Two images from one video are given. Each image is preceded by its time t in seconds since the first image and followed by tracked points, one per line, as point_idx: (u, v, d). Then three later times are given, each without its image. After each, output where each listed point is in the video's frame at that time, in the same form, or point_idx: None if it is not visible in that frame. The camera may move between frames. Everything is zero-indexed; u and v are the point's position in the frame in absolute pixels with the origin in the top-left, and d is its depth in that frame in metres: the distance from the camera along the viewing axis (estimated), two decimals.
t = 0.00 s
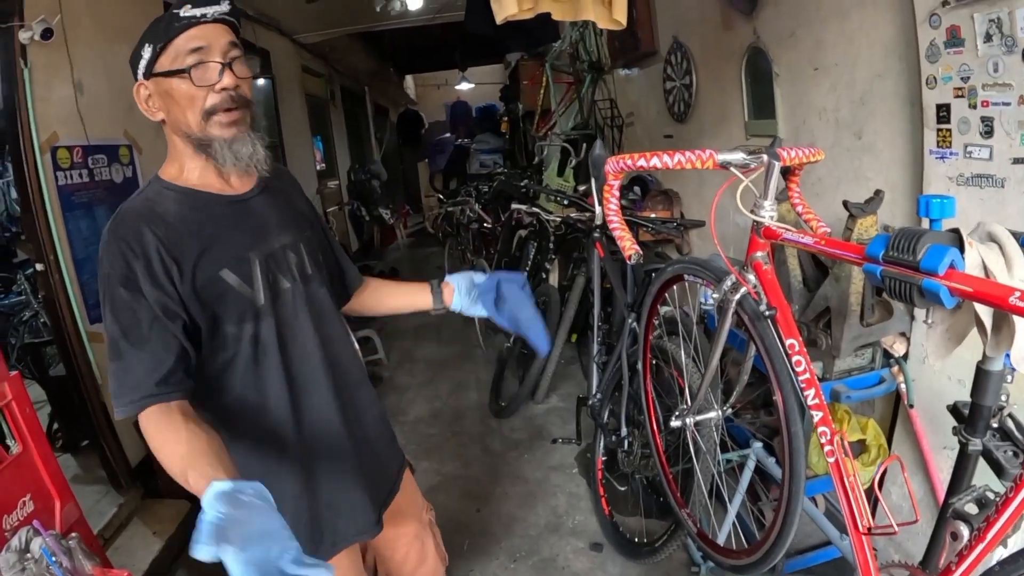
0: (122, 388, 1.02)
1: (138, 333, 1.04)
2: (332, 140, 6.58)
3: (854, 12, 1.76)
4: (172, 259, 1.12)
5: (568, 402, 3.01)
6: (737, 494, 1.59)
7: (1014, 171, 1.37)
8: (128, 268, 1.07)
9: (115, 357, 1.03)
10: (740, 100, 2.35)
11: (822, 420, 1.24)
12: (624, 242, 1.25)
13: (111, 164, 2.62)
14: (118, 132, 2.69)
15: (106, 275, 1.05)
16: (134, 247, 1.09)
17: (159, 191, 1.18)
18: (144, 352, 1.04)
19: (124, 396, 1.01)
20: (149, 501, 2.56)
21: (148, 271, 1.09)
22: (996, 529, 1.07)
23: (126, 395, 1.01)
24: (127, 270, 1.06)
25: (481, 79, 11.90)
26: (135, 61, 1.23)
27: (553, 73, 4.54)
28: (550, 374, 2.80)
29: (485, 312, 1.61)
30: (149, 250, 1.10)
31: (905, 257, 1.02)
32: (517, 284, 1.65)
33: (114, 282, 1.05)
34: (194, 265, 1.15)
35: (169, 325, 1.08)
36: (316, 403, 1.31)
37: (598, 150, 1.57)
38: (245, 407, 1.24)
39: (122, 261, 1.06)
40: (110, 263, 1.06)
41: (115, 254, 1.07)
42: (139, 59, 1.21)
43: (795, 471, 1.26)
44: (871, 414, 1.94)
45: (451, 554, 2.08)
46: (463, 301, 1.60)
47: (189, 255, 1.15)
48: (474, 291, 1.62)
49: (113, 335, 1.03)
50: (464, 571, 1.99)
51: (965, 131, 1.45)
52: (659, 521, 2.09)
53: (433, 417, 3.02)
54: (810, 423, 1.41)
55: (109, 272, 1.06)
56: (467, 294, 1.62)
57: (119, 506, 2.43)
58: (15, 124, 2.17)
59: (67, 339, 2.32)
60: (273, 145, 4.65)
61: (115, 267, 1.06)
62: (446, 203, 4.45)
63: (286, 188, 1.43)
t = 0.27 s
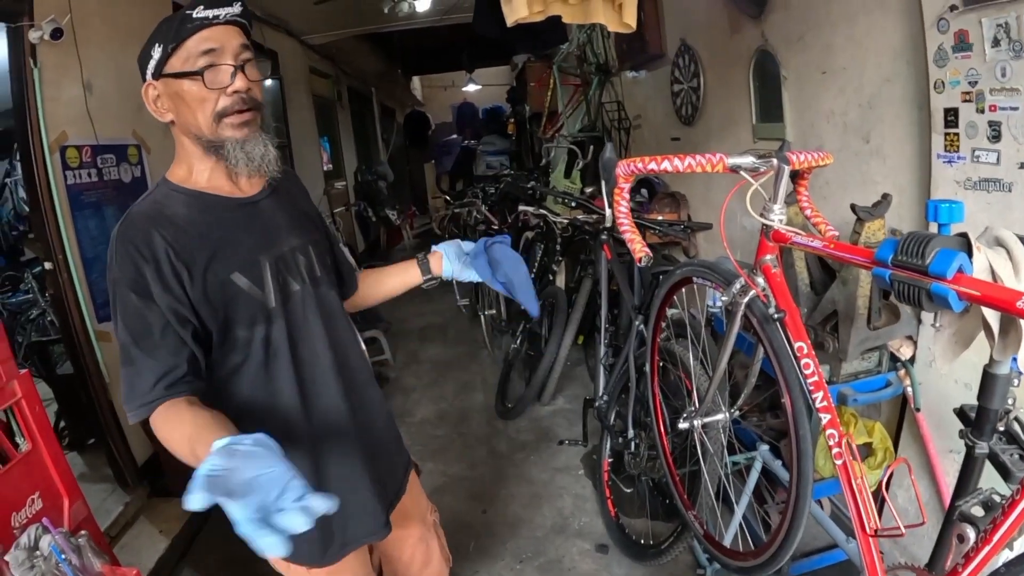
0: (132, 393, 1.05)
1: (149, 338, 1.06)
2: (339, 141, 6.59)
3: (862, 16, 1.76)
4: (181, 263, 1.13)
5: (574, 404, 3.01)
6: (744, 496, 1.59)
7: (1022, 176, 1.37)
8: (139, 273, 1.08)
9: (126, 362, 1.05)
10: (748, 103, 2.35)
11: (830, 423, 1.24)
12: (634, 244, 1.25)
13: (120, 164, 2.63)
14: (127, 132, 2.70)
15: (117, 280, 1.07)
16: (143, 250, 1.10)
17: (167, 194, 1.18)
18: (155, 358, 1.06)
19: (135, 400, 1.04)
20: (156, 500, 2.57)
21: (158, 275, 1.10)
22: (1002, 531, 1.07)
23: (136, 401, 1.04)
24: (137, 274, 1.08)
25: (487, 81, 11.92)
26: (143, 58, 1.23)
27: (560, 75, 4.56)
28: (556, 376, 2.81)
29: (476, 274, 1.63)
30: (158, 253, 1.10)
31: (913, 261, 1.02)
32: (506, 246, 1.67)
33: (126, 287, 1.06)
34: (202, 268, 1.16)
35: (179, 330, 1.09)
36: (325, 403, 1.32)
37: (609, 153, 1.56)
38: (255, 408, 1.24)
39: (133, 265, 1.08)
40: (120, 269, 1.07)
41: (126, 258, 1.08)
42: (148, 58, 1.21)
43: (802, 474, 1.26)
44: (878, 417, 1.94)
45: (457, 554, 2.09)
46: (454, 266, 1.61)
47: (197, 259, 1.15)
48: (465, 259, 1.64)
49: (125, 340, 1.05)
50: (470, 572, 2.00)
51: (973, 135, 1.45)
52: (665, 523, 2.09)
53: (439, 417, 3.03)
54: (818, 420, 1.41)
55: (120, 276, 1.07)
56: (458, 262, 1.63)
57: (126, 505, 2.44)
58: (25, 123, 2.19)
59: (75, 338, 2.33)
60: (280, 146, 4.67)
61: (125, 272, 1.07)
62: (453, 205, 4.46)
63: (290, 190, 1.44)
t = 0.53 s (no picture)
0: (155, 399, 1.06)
1: (166, 343, 1.07)
2: (343, 140, 6.59)
3: (866, 16, 1.76)
4: (187, 267, 1.12)
5: (577, 404, 3.01)
6: (747, 496, 1.59)
7: None
8: (149, 278, 1.08)
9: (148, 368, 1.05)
10: (752, 103, 2.35)
11: (833, 423, 1.24)
12: (639, 244, 1.25)
13: (124, 163, 2.64)
14: (131, 131, 2.70)
15: (128, 286, 1.07)
16: (148, 255, 1.09)
17: (168, 196, 1.17)
18: (173, 364, 1.07)
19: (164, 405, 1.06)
20: (158, 499, 2.57)
21: (168, 280, 1.10)
22: (1006, 532, 1.07)
23: (166, 405, 1.06)
24: (148, 278, 1.08)
25: (491, 81, 11.91)
26: (142, 54, 1.21)
27: (565, 76, 4.58)
28: (559, 375, 2.81)
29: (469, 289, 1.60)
30: (165, 258, 1.10)
31: (918, 261, 1.02)
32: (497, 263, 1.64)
33: (139, 293, 1.07)
34: (210, 271, 1.16)
35: (191, 333, 1.10)
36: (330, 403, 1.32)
37: (614, 152, 1.56)
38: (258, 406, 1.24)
39: (142, 270, 1.08)
40: (128, 275, 1.07)
41: (134, 263, 1.08)
42: (148, 55, 1.20)
43: (806, 475, 1.26)
44: (881, 418, 1.94)
45: (459, 554, 2.09)
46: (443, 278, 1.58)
47: (203, 262, 1.15)
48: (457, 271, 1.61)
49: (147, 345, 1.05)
50: (472, 572, 2.00)
51: (977, 136, 1.45)
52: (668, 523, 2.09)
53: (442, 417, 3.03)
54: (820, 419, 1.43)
55: (129, 283, 1.07)
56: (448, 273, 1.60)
57: (128, 503, 2.44)
58: (29, 122, 2.19)
59: (78, 337, 2.33)
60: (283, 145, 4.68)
61: (135, 276, 1.07)
62: (456, 205, 4.47)
63: (293, 191, 1.44)
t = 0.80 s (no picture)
0: (170, 392, 1.04)
1: (183, 336, 1.06)
2: (348, 140, 6.60)
3: (872, 18, 1.76)
4: (202, 261, 1.12)
5: (581, 405, 3.01)
6: (752, 497, 1.59)
7: None
8: (165, 270, 1.07)
9: (166, 360, 1.04)
10: (757, 104, 2.35)
11: (839, 424, 1.24)
12: (645, 245, 1.25)
13: (129, 161, 2.64)
14: (137, 129, 2.71)
15: (144, 278, 1.05)
16: (165, 248, 1.09)
17: (181, 191, 1.18)
18: (190, 356, 1.06)
19: (181, 397, 1.04)
20: (162, 496, 2.58)
21: (185, 273, 1.10)
22: (1011, 534, 1.07)
23: (181, 400, 1.04)
24: (164, 270, 1.07)
25: (496, 80, 11.91)
26: (163, 42, 1.18)
27: (570, 76, 4.58)
28: (563, 375, 2.81)
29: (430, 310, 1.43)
30: (181, 251, 1.10)
31: (925, 263, 1.02)
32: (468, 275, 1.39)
33: (156, 286, 1.06)
34: (225, 267, 1.16)
35: (208, 327, 1.10)
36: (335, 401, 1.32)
37: (620, 152, 1.56)
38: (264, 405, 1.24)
39: (159, 262, 1.07)
40: (144, 266, 1.06)
41: (151, 255, 1.07)
42: (172, 44, 1.17)
43: (811, 476, 1.26)
44: (885, 420, 1.94)
45: (462, 554, 2.09)
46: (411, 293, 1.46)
47: (218, 257, 1.15)
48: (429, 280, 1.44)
49: (164, 337, 1.04)
50: (475, 571, 2.01)
51: (983, 138, 1.45)
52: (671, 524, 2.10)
53: (445, 416, 3.04)
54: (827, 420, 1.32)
55: (145, 274, 1.06)
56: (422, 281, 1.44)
57: (132, 501, 2.45)
58: (36, 120, 2.20)
59: (83, 334, 2.34)
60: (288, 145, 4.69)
61: (151, 268, 1.06)
62: (461, 205, 4.47)
63: (302, 190, 1.45)
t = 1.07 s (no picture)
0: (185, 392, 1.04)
1: (199, 333, 1.06)
2: (353, 139, 6.61)
3: (878, 18, 1.75)
4: (215, 259, 1.13)
5: (586, 404, 3.01)
6: (756, 497, 1.59)
7: None
8: (180, 268, 1.07)
9: (182, 357, 1.04)
10: (763, 105, 2.35)
11: (845, 425, 1.23)
12: (652, 245, 1.25)
13: (135, 159, 2.65)
14: (142, 128, 2.72)
15: (158, 275, 1.05)
16: (179, 245, 1.09)
17: (192, 189, 1.18)
18: (205, 353, 1.06)
19: (200, 393, 1.04)
20: (166, 494, 2.58)
21: (199, 272, 1.10)
22: (1016, 535, 1.07)
23: (197, 398, 1.04)
24: (179, 268, 1.07)
25: (501, 80, 11.91)
26: (181, 38, 1.19)
27: (576, 76, 4.58)
28: (568, 375, 2.81)
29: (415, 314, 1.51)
30: (195, 249, 1.10)
31: (931, 263, 1.02)
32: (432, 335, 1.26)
33: (171, 283, 1.05)
34: (237, 265, 1.16)
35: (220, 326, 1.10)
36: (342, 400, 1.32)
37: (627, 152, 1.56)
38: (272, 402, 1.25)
39: (174, 260, 1.07)
40: (158, 263, 1.06)
41: (166, 253, 1.07)
42: (191, 40, 1.17)
43: (816, 477, 1.25)
44: (890, 421, 1.93)
45: (467, 553, 2.09)
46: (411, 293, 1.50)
47: (232, 256, 1.16)
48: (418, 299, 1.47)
49: (180, 334, 1.04)
50: (479, 571, 2.01)
51: (989, 139, 1.44)
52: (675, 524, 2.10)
53: (449, 415, 3.04)
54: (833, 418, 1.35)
55: (160, 271, 1.05)
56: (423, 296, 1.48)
57: (136, 498, 2.45)
58: (42, 118, 2.21)
59: (88, 332, 2.34)
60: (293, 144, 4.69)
61: (166, 265, 1.06)
62: (465, 205, 4.47)
63: (311, 190, 1.45)
